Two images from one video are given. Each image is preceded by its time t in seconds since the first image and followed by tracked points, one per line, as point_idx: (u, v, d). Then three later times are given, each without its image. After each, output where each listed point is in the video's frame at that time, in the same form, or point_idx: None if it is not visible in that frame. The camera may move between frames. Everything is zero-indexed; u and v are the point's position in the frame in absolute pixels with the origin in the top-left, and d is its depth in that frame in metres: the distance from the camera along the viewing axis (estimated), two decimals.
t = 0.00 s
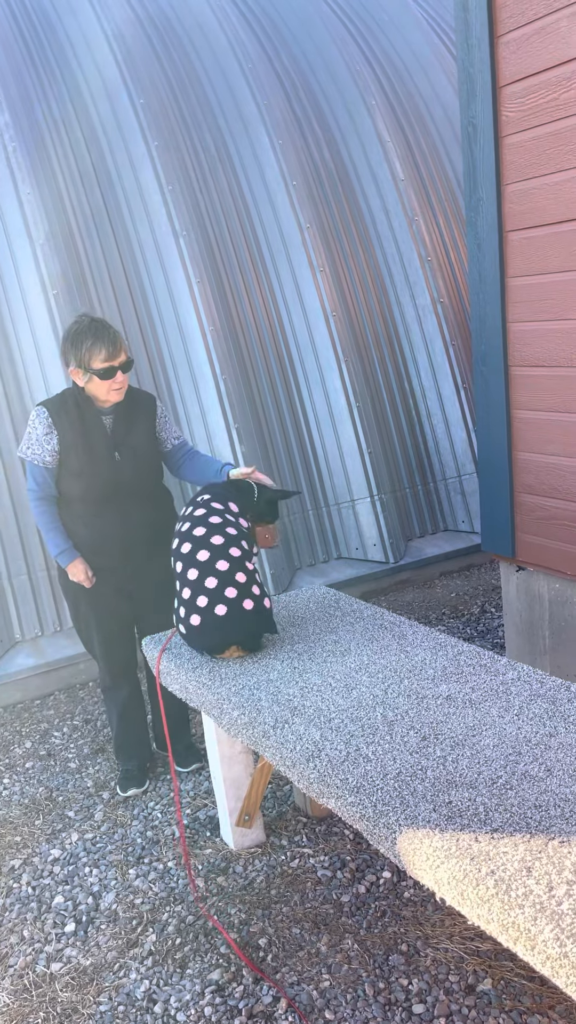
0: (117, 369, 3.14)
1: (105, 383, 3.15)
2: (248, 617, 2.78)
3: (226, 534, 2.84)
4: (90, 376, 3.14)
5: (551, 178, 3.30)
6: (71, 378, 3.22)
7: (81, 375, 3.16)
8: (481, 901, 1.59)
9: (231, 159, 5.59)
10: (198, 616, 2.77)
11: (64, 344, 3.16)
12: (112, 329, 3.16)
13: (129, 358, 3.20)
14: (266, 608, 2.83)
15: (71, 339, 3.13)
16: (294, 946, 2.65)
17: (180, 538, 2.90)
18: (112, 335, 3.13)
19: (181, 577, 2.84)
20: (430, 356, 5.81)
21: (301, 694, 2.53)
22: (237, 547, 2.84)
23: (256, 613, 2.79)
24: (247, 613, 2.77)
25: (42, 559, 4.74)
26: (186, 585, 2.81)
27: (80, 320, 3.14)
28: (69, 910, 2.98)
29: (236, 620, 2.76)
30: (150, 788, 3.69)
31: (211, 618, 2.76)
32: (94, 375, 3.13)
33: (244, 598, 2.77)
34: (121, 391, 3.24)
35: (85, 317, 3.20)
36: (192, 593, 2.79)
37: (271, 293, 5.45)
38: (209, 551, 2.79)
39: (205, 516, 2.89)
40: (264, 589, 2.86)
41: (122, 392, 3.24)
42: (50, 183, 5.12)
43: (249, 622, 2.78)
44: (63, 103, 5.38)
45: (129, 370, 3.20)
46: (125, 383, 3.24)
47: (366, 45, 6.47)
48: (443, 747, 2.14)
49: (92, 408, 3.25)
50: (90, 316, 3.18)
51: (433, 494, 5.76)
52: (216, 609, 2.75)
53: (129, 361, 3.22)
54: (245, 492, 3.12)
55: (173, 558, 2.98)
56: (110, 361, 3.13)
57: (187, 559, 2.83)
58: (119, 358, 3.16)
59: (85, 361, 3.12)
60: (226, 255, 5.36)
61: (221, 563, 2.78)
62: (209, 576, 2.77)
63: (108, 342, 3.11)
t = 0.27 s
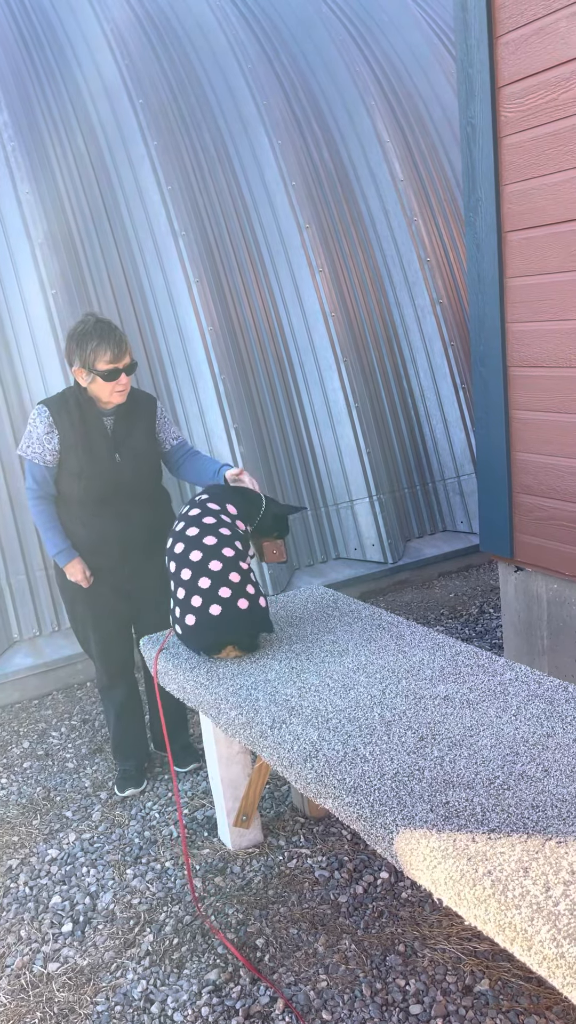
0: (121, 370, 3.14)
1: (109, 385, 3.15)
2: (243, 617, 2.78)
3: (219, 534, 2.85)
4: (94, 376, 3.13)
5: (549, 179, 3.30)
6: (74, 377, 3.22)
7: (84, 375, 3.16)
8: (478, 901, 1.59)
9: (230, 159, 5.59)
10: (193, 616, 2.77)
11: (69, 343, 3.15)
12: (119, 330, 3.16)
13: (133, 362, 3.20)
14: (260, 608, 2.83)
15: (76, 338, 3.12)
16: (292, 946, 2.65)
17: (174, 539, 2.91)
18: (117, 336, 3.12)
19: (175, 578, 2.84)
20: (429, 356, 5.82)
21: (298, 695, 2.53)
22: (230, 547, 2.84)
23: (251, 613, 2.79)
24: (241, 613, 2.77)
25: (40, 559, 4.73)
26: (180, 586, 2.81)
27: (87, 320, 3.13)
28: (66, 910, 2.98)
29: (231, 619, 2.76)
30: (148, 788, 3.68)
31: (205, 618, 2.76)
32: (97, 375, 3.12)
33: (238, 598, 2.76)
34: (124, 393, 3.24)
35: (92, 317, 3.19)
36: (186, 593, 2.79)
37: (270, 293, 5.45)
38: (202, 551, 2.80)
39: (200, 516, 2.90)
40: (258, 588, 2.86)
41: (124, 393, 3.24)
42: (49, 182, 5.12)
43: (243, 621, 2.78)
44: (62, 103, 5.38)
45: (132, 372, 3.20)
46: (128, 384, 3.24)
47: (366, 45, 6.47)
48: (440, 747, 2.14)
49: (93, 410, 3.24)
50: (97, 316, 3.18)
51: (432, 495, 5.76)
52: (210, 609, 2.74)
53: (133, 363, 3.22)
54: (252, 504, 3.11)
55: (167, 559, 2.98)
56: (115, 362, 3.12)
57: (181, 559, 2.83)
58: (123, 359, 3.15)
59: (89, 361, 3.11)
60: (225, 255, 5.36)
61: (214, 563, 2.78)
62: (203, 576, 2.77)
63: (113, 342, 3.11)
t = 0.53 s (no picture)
0: (122, 372, 3.13)
1: (109, 388, 3.14)
2: (238, 617, 2.77)
3: (214, 534, 2.85)
4: (95, 378, 3.12)
5: (549, 179, 3.30)
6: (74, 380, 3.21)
7: (86, 376, 3.14)
8: (476, 902, 1.59)
9: (230, 159, 5.59)
10: (188, 617, 2.77)
11: (70, 345, 3.14)
12: (121, 334, 3.15)
13: (134, 364, 3.19)
14: (257, 608, 2.82)
15: (78, 340, 3.11)
16: (290, 946, 2.65)
17: (171, 540, 2.92)
18: (119, 339, 3.11)
19: (171, 579, 2.85)
20: (429, 357, 5.82)
21: (297, 695, 2.53)
22: (225, 548, 2.83)
23: (246, 613, 2.78)
24: (236, 613, 2.76)
25: (39, 558, 4.73)
26: (175, 587, 2.82)
27: (90, 323, 3.12)
28: (64, 911, 2.98)
29: (226, 619, 2.75)
30: (147, 788, 3.68)
31: (199, 618, 2.75)
32: (99, 378, 3.11)
33: (233, 598, 2.76)
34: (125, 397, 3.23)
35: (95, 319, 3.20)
36: (180, 593, 2.79)
37: (270, 293, 5.45)
38: (196, 553, 2.80)
39: (196, 517, 2.91)
40: (254, 589, 2.85)
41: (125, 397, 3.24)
42: (49, 182, 5.12)
43: (239, 621, 2.77)
44: (62, 103, 5.37)
45: (134, 375, 3.19)
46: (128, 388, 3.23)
47: (365, 45, 6.47)
48: (438, 747, 2.14)
49: (93, 413, 3.24)
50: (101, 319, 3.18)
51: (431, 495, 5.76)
52: (204, 610, 2.74)
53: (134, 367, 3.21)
54: (253, 506, 3.12)
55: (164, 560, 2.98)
56: (116, 364, 3.11)
57: (176, 560, 2.83)
58: (125, 363, 3.14)
59: (91, 363, 3.09)
60: (225, 255, 5.36)
61: (208, 563, 2.78)
62: (196, 577, 2.77)
63: (116, 345, 3.10)
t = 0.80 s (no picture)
0: (154, 385, 3.06)
1: (141, 399, 3.08)
2: (238, 618, 2.77)
3: (215, 535, 2.84)
4: (127, 388, 3.05)
5: (549, 179, 3.30)
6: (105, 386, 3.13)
7: (117, 386, 3.07)
8: (475, 904, 1.59)
9: (230, 159, 5.59)
10: (188, 618, 2.77)
11: (104, 352, 3.05)
12: (157, 345, 3.06)
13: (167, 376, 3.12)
14: (257, 608, 2.82)
15: (112, 348, 3.02)
16: (289, 947, 2.64)
17: (171, 540, 2.91)
18: (155, 351, 3.03)
19: (172, 580, 2.84)
20: (429, 357, 5.82)
21: (296, 695, 2.53)
22: (226, 548, 2.82)
23: (247, 614, 2.78)
24: (237, 614, 2.76)
25: (39, 558, 4.73)
26: (176, 588, 2.81)
27: (126, 330, 3.03)
28: (63, 911, 2.97)
29: (227, 620, 2.75)
30: (146, 789, 3.68)
31: (200, 619, 2.75)
32: (131, 388, 3.05)
33: (234, 599, 2.75)
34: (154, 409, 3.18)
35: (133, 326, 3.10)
36: (181, 594, 2.79)
37: (270, 293, 5.45)
38: (196, 553, 2.80)
39: (196, 517, 2.90)
40: (255, 589, 2.84)
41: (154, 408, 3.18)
42: (49, 182, 5.11)
43: (239, 622, 2.76)
44: (63, 103, 5.37)
45: (166, 386, 3.12)
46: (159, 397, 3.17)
47: (367, 45, 6.46)
48: (438, 748, 2.14)
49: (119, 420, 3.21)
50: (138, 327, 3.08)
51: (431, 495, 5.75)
52: (205, 610, 2.74)
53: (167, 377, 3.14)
54: (252, 503, 3.12)
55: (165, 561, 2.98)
56: (150, 377, 3.04)
57: (176, 561, 2.83)
58: (159, 374, 3.07)
59: (124, 373, 3.02)
60: (225, 255, 5.36)
61: (209, 564, 2.77)
62: (198, 577, 2.77)
63: (151, 357, 3.02)
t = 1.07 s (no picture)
0: (207, 414, 2.99)
1: (190, 423, 3.00)
2: (241, 618, 2.76)
3: (218, 534, 2.82)
4: (179, 411, 2.98)
5: (551, 179, 3.29)
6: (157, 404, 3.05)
7: (170, 406, 2.99)
8: (475, 906, 1.58)
9: (231, 159, 5.59)
10: (192, 619, 2.77)
11: (163, 371, 2.97)
12: (216, 374, 2.98)
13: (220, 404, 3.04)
14: (260, 609, 2.82)
15: (173, 368, 2.94)
16: (289, 949, 2.64)
17: (173, 540, 2.90)
18: (215, 381, 2.95)
19: (174, 580, 2.84)
20: (430, 357, 5.82)
21: (297, 696, 2.53)
22: (229, 548, 2.82)
23: (250, 614, 2.77)
24: (240, 614, 2.75)
25: (39, 558, 4.73)
26: (179, 587, 2.81)
27: (191, 354, 2.93)
28: (64, 912, 2.97)
29: (230, 620, 2.75)
30: (147, 789, 3.68)
31: (204, 619, 2.75)
32: (183, 411, 2.97)
33: (237, 599, 2.75)
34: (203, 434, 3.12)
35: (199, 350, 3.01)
36: (185, 594, 2.78)
37: (272, 294, 5.45)
38: (199, 553, 2.78)
39: (198, 517, 2.88)
40: (257, 589, 2.84)
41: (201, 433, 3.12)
42: (51, 183, 5.11)
43: (243, 622, 2.76)
44: (64, 103, 5.37)
45: (218, 415, 3.05)
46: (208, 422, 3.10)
47: (368, 46, 6.46)
48: (439, 748, 2.14)
49: (167, 435, 3.13)
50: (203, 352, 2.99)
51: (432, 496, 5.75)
52: (209, 610, 2.73)
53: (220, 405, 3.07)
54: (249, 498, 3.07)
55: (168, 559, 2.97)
56: (207, 406, 2.96)
57: (179, 561, 2.82)
58: (213, 404, 3.00)
59: (180, 396, 2.94)
60: (226, 256, 5.36)
61: (213, 564, 2.77)
62: (201, 578, 2.76)
63: (210, 388, 2.94)
